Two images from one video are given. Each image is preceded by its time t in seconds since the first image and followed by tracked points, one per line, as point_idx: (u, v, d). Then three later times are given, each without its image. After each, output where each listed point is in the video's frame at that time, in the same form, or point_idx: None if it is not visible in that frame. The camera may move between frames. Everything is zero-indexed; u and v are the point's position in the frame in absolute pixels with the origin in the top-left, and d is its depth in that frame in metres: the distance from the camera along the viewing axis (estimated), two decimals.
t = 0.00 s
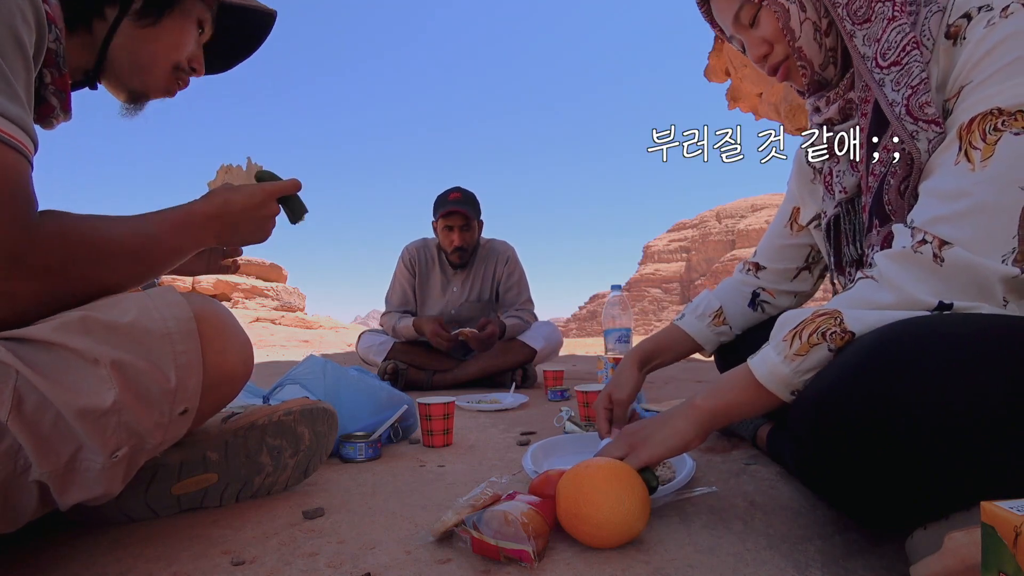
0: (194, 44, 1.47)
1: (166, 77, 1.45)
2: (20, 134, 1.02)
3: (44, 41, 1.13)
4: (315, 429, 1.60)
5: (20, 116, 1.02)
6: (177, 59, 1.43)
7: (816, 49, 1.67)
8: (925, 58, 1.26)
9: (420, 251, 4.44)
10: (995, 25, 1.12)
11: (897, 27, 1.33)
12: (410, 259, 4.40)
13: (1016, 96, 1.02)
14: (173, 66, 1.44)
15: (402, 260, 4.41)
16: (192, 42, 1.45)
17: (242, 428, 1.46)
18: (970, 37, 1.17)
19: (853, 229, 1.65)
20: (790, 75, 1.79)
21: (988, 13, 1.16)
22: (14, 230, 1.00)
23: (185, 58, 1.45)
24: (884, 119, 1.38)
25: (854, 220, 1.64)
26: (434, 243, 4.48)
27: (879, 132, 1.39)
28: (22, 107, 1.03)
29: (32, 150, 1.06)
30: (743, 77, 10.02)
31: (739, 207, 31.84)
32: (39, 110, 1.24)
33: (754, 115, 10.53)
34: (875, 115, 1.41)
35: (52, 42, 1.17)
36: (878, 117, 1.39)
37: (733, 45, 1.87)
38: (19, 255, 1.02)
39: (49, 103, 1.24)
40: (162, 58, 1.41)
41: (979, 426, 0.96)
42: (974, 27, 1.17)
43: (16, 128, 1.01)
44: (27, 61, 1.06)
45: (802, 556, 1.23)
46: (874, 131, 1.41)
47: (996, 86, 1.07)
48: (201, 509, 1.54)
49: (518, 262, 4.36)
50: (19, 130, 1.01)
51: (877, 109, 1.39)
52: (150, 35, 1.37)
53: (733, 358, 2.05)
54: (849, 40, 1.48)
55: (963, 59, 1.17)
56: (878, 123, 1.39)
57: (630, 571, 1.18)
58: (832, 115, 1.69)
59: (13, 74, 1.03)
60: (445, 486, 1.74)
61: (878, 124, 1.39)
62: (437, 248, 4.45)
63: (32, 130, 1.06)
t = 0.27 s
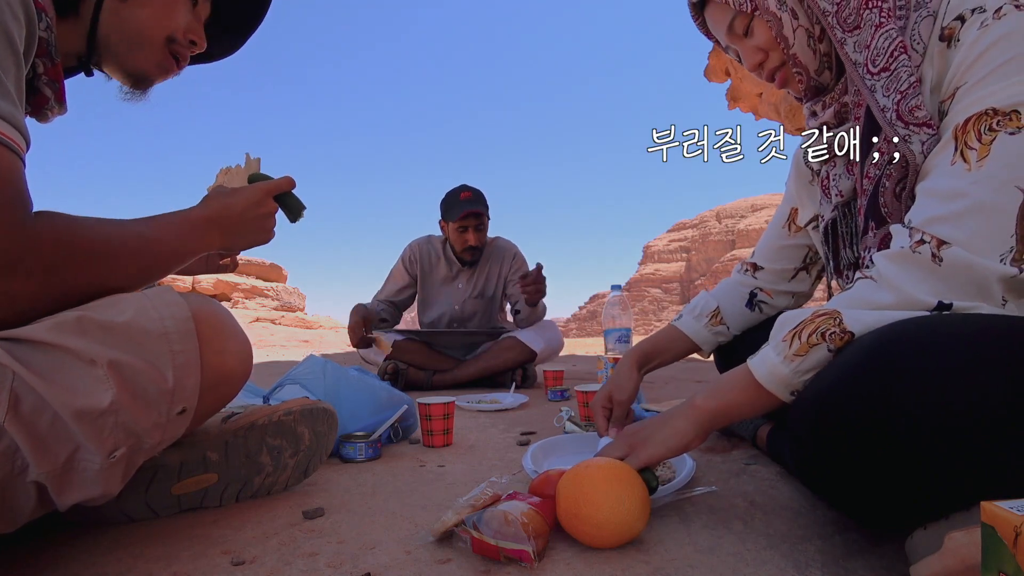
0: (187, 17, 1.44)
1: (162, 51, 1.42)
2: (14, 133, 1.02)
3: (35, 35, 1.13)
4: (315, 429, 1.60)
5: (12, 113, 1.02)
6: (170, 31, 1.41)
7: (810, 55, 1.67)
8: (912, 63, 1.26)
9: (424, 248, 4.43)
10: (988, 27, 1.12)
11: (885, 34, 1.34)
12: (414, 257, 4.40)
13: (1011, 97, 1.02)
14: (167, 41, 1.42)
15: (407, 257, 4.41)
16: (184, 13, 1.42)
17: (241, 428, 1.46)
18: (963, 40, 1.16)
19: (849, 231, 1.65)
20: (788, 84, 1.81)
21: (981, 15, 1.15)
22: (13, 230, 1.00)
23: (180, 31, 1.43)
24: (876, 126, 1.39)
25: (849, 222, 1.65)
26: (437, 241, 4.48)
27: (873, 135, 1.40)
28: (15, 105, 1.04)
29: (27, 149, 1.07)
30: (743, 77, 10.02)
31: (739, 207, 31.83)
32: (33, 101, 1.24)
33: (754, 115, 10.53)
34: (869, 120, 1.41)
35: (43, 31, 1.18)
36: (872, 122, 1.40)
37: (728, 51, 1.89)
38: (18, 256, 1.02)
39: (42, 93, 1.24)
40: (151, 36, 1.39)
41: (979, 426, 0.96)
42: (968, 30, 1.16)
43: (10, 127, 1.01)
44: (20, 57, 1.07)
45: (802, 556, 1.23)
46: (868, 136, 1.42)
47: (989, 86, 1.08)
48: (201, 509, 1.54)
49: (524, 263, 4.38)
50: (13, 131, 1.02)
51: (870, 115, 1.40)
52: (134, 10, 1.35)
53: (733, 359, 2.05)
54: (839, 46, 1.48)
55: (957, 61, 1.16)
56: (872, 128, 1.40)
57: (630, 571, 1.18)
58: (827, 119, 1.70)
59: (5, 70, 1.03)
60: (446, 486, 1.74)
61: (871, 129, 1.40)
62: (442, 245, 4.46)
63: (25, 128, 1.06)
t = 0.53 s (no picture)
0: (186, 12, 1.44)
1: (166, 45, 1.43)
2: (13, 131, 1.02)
3: (34, 34, 1.14)
4: (315, 429, 1.60)
5: (12, 113, 1.02)
6: (171, 28, 1.42)
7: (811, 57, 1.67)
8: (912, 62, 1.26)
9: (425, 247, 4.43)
10: (989, 25, 1.12)
11: (885, 32, 1.34)
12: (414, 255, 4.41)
13: (1010, 95, 1.03)
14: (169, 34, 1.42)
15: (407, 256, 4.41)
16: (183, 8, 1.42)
17: (241, 428, 1.46)
18: (964, 38, 1.16)
19: (848, 232, 1.65)
20: (790, 87, 1.80)
21: (981, 13, 1.15)
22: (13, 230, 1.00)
23: (180, 25, 1.43)
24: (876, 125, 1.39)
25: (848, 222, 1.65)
26: (438, 240, 4.49)
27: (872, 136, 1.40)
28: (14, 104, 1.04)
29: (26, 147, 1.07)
30: (743, 78, 10.02)
31: (739, 207, 31.83)
32: (32, 99, 1.24)
33: (754, 114, 10.53)
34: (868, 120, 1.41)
35: (42, 29, 1.18)
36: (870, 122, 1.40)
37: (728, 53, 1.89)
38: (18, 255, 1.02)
39: (41, 92, 1.24)
40: (151, 31, 1.39)
41: (979, 426, 0.96)
42: (968, 28, 1.16)
43: (9, 125, 1.01)
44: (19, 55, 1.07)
45: (802, 556, 1.23)
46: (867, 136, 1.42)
47: (988, 84, 1.08)
48: (201, 509, 1.54)
49: (525, 263, 4.37)
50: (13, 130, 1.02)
51: (869, 114, 1.40)
52: (130, 4, 1.35)
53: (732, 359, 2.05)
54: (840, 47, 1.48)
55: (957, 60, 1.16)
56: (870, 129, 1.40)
57: (630, 571, 1.18)
58: (827, 120, 1.71)
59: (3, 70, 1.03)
60: (446, 486, 1.74)
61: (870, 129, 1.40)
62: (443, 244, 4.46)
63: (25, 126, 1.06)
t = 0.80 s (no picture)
0: (184, 14, 1.45)
1: (160, 48, 1.43)
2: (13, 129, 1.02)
3: (32, 32, 1.13)
4: (314, 429, 1.60)
5: (9, 110, 1.02)
6: (166, 28, 1.42)
7: (809, 58, 1.67)
8: (911, 63, 1.26)
9: (420, 249, 4.45)
10: (989, 24, 1.12)
11: (884, 32, 1.33)
12: (410, 258, 4.43)
13: (1010, 95, 1.03)
14: (165, 36, 1.43)
15: (402, 259, 4.44)
16: (180, 10, 1.43)
17: (241, 428, 1.46)
18: (965, 37, 1.16)
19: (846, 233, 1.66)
20: (789, 89, 1.79)
21: (981, 12, 1.15)
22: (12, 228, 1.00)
23: (176, 28, 1.44)
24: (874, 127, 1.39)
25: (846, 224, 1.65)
26: (434, 241, 4.50)
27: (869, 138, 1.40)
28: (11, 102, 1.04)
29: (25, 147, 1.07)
30: (743, 78, 10.02)
31: (739, 207, 31.83)
32: (31, 98, 1.24)
33: (754, 114, 10.53)
34: (865, 122, 1.41)
35: (40, 28, 1.18)
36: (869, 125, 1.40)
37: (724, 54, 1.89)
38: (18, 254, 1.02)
39: (40, 91, 1.24)
40: (148, 32, 1.39)
41: (979, 426, 0.96)
42: (968, 27, 1.16)
43: (8, 123, 1.01)
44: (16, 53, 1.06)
45: (802, 556, 1.23)
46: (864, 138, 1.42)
47: (989, 81, 1.08)
48: (201, 509, 1.54)
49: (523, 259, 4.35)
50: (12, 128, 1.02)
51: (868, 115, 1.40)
52: (129, 3, 1.35)
53: (731, 360, 2.06)
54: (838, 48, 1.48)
55: (957, 58, 1.16)
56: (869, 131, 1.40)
57: (630, 571, 1.18)
58: (825, 121, 1.71)
59: None
60: (446, 486, 1.74)
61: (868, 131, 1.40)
62: (438, 245, 4.47)
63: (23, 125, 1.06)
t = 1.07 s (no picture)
0: None
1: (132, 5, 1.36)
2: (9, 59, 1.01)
3: None
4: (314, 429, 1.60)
5: None
6: None
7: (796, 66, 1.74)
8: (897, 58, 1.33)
9: (417, 250, 4.47)
10: (969, 32, 1.16)
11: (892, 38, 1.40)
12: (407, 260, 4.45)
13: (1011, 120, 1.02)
14: None
15: (399, 262, 4.46)
16: None
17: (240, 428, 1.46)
18: (948, 45, 1.20)
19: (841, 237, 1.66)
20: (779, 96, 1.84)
21: (962, 21, 1.19)
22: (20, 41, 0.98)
23: None
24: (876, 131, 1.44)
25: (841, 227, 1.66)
26: (431, 242, 4.52)
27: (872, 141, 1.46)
28: None
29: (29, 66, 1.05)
30: (743, 77, 10.01)
31: (739, 207, 31.83)
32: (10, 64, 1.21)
33: (754, 114, 10.52)
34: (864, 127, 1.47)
35: None
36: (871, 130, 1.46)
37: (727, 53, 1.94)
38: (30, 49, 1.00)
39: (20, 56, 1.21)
40: None
41: (979, 425, 0.96)
42: (950, 35, 1.21)
43: None
44: None
45: (802, 556, 1.23)
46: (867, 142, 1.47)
47: (985, 102, 1.08)
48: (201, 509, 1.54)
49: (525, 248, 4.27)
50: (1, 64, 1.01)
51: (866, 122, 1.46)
52: None
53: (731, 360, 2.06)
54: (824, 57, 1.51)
55: (940, 68, 1.21)
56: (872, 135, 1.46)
57: (630, 571, 1.18)
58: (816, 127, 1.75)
59: None
60: (446, 486, 1.74)
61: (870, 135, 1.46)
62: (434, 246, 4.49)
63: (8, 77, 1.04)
